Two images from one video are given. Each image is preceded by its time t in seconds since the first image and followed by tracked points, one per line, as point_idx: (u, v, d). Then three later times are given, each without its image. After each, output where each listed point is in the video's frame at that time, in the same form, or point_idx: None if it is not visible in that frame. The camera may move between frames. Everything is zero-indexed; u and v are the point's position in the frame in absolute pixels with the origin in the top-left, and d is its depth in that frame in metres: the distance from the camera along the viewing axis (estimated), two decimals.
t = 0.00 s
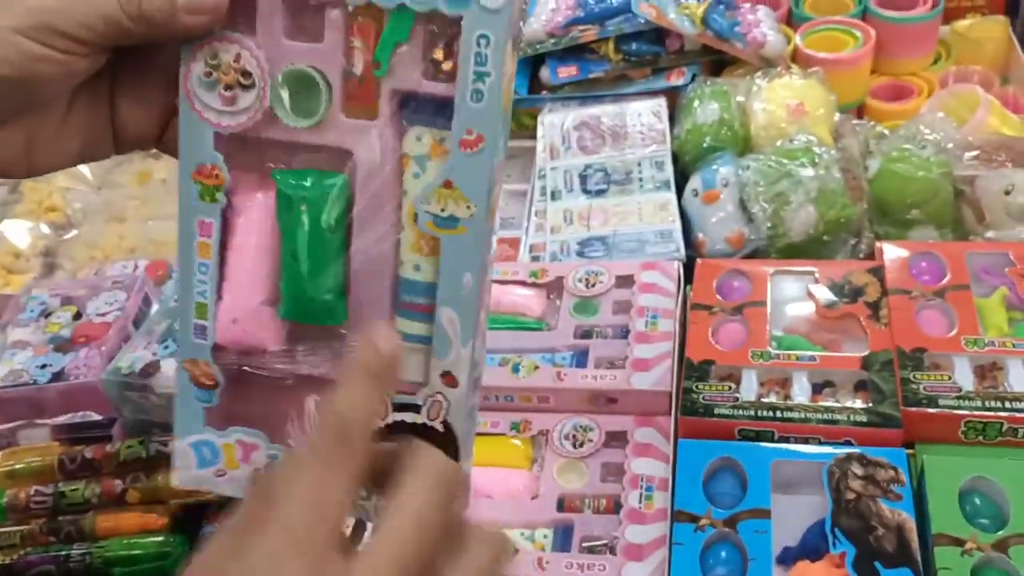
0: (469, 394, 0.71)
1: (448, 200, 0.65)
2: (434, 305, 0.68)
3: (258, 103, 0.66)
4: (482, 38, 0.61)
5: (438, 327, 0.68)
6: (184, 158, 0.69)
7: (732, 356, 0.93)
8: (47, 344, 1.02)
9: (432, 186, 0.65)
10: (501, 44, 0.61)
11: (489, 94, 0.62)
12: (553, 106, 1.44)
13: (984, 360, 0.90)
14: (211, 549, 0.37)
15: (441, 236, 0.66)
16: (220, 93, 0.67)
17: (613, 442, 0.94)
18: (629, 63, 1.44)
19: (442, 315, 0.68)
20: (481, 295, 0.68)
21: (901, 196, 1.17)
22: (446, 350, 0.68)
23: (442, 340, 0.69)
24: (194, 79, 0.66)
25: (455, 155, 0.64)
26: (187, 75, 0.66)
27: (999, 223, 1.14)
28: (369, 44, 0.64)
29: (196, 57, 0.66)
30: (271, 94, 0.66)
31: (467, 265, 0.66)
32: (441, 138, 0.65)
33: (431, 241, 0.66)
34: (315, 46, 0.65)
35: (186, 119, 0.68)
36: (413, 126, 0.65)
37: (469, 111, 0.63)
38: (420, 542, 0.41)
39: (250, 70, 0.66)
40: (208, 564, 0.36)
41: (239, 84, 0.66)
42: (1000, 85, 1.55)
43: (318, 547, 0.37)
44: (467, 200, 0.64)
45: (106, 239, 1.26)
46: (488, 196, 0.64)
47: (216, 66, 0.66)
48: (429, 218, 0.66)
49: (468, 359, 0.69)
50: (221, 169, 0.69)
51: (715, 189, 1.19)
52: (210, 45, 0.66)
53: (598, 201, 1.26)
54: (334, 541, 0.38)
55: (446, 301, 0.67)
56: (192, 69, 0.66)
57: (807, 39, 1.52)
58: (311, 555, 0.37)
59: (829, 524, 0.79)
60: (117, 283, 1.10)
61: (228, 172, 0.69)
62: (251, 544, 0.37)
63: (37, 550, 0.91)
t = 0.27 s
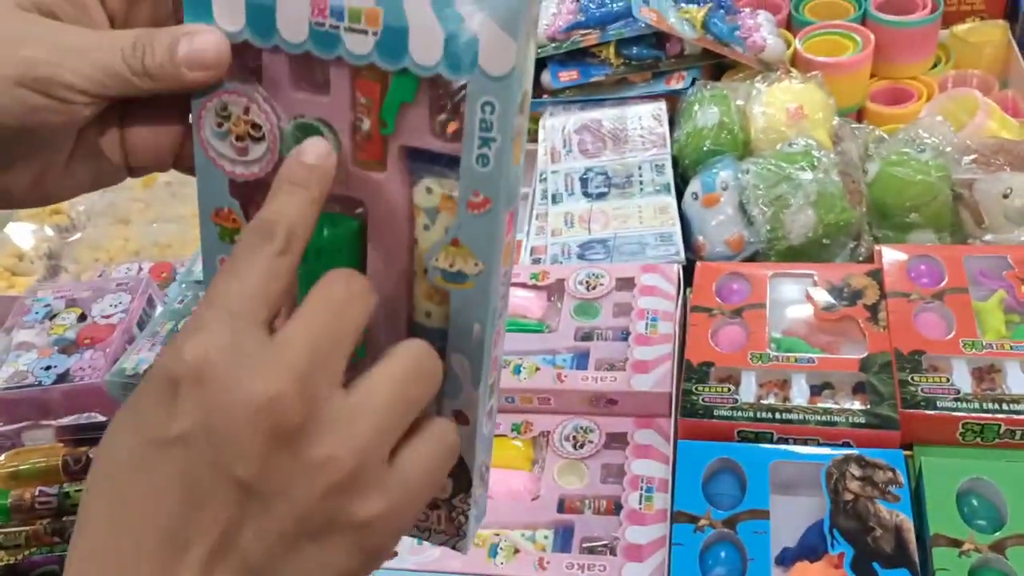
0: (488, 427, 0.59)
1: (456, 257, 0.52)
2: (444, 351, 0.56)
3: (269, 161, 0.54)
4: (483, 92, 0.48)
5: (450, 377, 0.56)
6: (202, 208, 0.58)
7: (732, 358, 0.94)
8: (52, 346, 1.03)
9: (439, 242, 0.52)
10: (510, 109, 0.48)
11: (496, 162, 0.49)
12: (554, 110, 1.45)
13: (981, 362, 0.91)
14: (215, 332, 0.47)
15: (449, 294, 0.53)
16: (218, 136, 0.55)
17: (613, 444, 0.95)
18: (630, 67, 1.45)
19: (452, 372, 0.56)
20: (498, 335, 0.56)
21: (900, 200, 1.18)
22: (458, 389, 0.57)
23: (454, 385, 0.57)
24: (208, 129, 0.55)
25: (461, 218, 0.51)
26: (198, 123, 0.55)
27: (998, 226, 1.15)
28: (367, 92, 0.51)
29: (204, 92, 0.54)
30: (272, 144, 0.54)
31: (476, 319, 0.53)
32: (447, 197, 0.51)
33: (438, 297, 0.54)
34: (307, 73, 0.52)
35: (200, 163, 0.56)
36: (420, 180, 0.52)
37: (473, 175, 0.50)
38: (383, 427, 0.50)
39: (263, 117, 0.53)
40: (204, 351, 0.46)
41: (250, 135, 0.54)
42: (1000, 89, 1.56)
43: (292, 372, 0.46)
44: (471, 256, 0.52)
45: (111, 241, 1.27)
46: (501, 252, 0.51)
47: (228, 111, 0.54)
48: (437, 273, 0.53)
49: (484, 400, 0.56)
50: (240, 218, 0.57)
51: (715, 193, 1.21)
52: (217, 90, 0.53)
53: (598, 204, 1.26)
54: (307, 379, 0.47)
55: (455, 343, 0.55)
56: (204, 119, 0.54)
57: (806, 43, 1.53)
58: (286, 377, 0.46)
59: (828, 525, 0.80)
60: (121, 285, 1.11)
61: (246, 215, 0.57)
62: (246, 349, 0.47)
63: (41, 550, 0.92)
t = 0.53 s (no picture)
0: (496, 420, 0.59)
1: (461, 252, 0.52)
2: (451, 346, 0.56)
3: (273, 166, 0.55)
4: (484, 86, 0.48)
5: (458, 370, 0.57)
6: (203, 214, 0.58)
7: (733, 357, 0.94)
8: (56, 345, 1.03)
9: (444, 238, 0.53)
10: (510, 100, 0.48)
11: (499, 154, 0.49)
12: (556, 111, 1.45)
13: (982, 362, 0.91)
14: (219, 318, 0.47)
15: (456, 289, 0.54)
16: (220, 142, 0.55)
17: (614, 443, 0.95)
18: (631, 68, 1.46)
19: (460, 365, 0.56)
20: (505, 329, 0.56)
21: (901, 200, 1.18)
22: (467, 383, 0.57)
23: (461, 378, 0.57)
24: (208, 135, 0.55)
25: (465, 212, 0.51)
26: (200, 131, 0.55)
27: (999, 226, 1.15)
28: (367, 92, 0.51)
29: (205, 100, 0.54)
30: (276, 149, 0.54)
31: (484, 312, 0.54)
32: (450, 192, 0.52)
33: (444, 292, 0.54)
34: (307, 75, 0.52)
35: (201, 169, 0.56)
36: (423, 176, 0.52)
37: (477, 169, 0.50)
38: (385, 420, 0.49)
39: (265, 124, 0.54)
40: (208, 336, 0.46)
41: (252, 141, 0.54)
42: (1001, 90, 1.56)
43: (296, 361, 0.46)
44: (476, 249, 0.52)
45: (114, 242, 1.27)
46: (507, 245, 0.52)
47: (229, 118, 0.54)
48: (442, 268, 0.53)
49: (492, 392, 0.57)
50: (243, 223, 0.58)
51: (717, 193, 1.21)
52: (218, 98, 0.54)
53: (600, 204, 1.27)
54: (310, 373, 0.47)
55: (462, 335, 0.55)
56: (204, 127, 0.55)
57: (807, 45, 1.53)
58: (287, 368, 0.46)
59: (829, 523, 0.80)
60: (124, 285, 1.11)
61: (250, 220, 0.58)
62: (248, 337, 0.47)
63: (45, 548, 0.92)
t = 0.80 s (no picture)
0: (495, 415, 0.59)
1: (457, 230, 0.53)
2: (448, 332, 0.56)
3: (272, 153, 0.55)
4: (477, 59, 0.50)
5: (456, 356, 0.57)
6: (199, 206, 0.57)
7: (730, 357, 0.94)
8: (55, 346, 1.04)
9: (439, 217, 0.53)
10: (502, 74, 0.50)
11: (491, 126, 0.50)
12: (554, 113, 1.45)
13: (979, 362, 0.91)
14: (203, 337, 0.48)
15: (452, 269, 0.54)
16: (218, 128, 0.55)
17: (612, 443, 0.95)
18: (630, 70, 1.46)
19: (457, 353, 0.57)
20: (502, 317, 0.56)
21: (898, 201, 1.18)
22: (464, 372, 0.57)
23: (458, 366, 0.57)
24: (206, 122, 0.55)
25: (459, 187, 0.52)
26: (197, 118, 0.55)
27: (996, 227, 1.15)
28: (362, 73, 0.52)
29: (204, 86, 0.54)
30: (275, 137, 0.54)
31: (480, 292, 0.54)
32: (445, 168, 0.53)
33: (440, 273, 0.55)
34: (301, 60, 0.54)
35: (198, 160, 0.56)
36: (417, 157, 0.53)
37: (471, 143, 0.51)
38: (372, 433, 0.48)
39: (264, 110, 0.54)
40: (191, 353, 0.47)
41: (250, 128, 0.54)
42: (999, 92, 1.56)
43: (277, 375, 0.46)
44: (471, 226, 0.53)
45: (113, 244, 1.28)
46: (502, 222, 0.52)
47: (228, 105, 0.54)
48: (437, 248, 0.54)
49: (490, 379, 0.57)
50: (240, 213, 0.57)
51: (714, 194, 1.21)
52: (218, 85, 0.54)
53: (598, 206, 1.27)
54: (292, 388, 0.47)
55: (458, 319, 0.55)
56: (202, 115, 0.55)
57: (805, 47, 1.54)
58: (270, 381, 0.46)
59: (825, 522, 0.80)
60: (123, 286, 1.11)
61: (247, 209, 0.57)
62: (232, 353, 0.47)
63: (44, 548, 0.92)
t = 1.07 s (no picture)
0: (493, 423, 0.59)
1: (456, 232, 0.54)
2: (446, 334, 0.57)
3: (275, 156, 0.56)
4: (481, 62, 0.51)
5: (454, 359, 0.57)
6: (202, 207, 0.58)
7: (729, 356, 0.95)
8: (58, 346, 1.04)
9: (439, 218, 0.54)
10: (503, 76, 0.51)
11: (492, 129, 0.52)
12: (553, 114, 1.46)
13: (976, 360, 0.92)
14: (186, 308, 0.48)
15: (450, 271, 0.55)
16: (224, 131, 0.56)
17: (612, 441, 0.96)
18: (629, 71, 1.47)
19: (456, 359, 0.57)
20: (500, 318, 0.57)
21: (896, 201, 1.19)
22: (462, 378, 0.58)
23: (456, 372, 0.58)
24: (211, 125, 0.56)
25: (458, 189, 0.53)
26: (203, 120, 0.56)
27: (993, 227, 1.16)
28: (368, 75, 0.54)
29: (209, 89, 0.56)
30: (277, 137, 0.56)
31: (478, 295, 0.55)
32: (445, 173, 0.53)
33: (439, 277, 0.55)
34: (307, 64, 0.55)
35: (202, 162, 0.57)
36: (418, 159, 0.54)
37: (471, 144, 0.52)
38: (356, 406, 0.49)
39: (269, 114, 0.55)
40: (175, 325, 0.47)
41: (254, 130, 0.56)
42: (995, 93, 1.57)
43: (264, 348, 0.47)
44: (470, 229, 0.54)
45: (115, 245, 1.28)
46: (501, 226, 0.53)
47: (233, 108, 0.56)
48: (437, 251, 0.55)
49: (488, 384, 0.57)
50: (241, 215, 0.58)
51: (712, 194, 1.22)
52: (224, 87, 0.56)
53: (597, 207, 1.28)
54: (278, 360, 0.48)
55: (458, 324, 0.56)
56: (207, 117, 0.56)
57: (803, 48, 1.55)
58: (255, 350, 0.46)
59: (824, 519, 0.81)
60: (126, 287, 1.12)
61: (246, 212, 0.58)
62: (217, 324, 0.47)
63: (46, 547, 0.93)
